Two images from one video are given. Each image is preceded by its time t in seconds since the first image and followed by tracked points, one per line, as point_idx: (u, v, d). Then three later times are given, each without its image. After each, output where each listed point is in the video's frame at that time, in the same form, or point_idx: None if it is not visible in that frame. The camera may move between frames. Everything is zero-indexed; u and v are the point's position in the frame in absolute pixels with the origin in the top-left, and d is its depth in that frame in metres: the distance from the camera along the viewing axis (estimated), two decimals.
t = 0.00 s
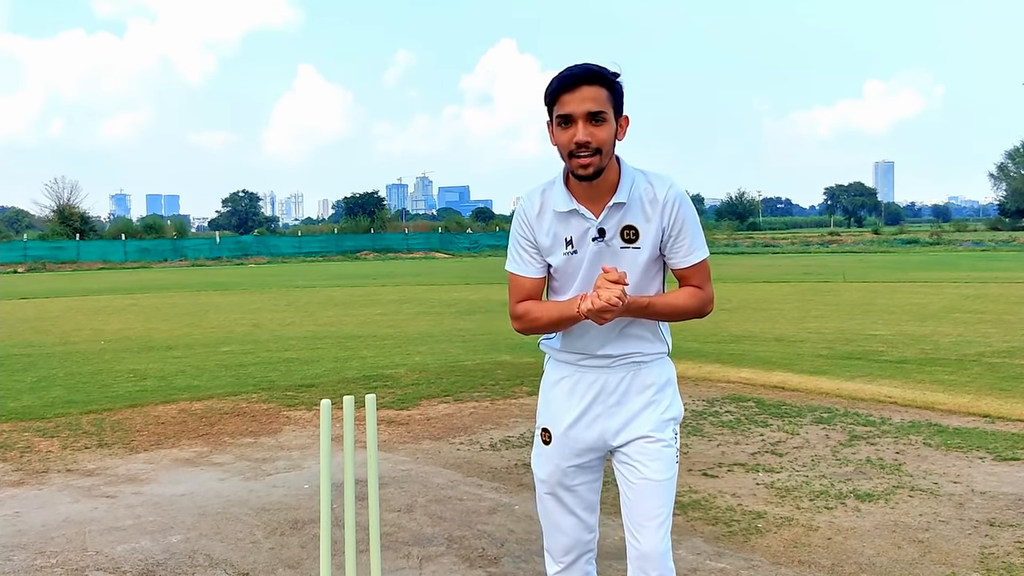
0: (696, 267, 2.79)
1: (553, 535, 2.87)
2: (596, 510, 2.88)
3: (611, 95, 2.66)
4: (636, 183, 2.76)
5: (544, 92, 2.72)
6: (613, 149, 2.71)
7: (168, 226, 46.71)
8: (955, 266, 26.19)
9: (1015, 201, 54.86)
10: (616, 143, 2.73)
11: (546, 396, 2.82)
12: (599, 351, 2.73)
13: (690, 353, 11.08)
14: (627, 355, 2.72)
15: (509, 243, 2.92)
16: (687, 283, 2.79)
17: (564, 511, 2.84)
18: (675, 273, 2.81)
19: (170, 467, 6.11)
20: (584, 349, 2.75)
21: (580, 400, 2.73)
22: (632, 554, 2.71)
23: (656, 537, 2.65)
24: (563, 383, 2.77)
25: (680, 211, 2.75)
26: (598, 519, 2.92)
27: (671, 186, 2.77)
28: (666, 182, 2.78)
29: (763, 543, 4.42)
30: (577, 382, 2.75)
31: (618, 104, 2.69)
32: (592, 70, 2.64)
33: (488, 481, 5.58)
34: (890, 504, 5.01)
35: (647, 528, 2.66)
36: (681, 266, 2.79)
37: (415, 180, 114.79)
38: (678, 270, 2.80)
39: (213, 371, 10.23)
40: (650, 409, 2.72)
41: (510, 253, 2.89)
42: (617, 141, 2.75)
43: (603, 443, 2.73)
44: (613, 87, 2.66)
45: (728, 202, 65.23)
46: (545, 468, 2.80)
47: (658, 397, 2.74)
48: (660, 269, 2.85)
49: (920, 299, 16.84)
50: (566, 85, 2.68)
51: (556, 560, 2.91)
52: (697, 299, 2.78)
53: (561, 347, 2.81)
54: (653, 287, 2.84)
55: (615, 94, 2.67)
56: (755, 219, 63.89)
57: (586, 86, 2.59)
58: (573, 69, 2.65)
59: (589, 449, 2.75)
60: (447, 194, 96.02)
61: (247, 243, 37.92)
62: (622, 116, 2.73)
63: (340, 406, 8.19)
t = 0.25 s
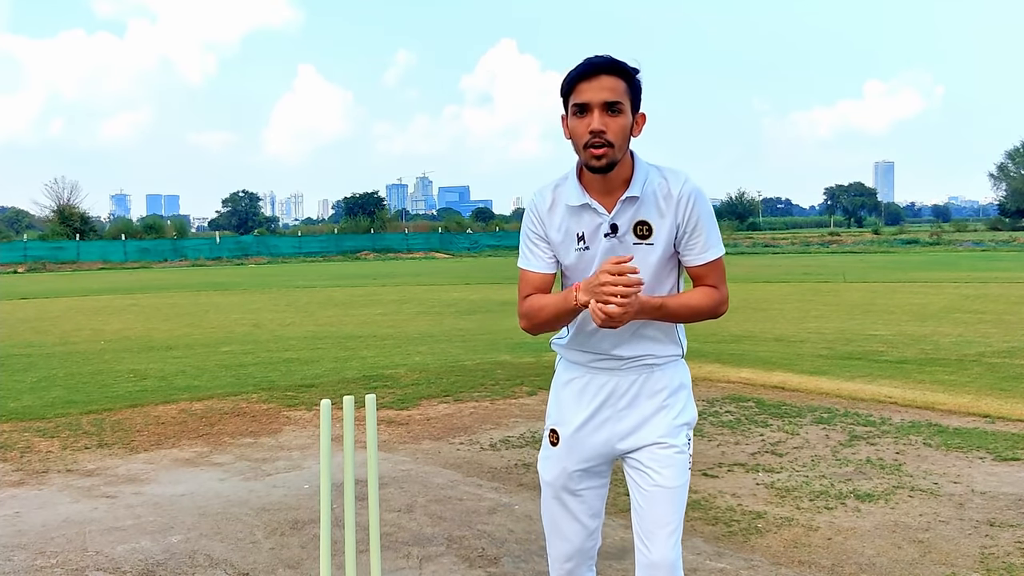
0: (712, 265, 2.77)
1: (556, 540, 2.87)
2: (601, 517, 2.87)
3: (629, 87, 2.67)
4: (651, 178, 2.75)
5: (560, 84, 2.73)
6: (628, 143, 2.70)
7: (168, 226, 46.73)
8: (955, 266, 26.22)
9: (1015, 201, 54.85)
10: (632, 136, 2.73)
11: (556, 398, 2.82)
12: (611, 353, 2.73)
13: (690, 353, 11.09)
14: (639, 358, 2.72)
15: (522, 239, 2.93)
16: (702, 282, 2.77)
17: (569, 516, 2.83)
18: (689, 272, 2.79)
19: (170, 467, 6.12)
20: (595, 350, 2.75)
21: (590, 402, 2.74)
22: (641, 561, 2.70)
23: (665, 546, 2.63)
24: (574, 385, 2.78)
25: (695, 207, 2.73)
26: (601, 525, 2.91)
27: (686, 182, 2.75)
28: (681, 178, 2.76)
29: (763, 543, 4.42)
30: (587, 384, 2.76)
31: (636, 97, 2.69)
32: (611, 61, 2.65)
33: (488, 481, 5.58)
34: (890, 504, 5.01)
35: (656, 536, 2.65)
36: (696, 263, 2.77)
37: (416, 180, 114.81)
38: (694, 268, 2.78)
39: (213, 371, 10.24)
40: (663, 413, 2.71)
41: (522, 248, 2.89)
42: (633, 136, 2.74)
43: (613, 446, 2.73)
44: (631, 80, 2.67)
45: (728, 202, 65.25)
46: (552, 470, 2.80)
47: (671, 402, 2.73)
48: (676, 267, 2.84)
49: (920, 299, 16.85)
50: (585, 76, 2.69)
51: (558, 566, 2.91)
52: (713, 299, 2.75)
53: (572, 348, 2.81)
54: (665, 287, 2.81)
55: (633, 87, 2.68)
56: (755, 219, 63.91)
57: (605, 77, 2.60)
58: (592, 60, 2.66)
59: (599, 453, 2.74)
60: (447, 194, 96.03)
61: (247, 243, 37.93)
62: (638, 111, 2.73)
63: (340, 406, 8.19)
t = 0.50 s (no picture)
0: (722, 256, 2.73)
1: (553, 540, 2.86)
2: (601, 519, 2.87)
3: (639, 73, 2.66)
4: (659, 168, 2.76)
5: (572, 70, 2.74)
6: (637, 129, 2.70)
7: (168, 226, 46.74)
8: (956, 266, 26.22)
9: (1015, 201, 54.83)
10: (641, 125, 2.73)
11: (561, 396, 2.83)
12: (618, 352, 2.75)
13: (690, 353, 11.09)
14: (646, 357, 2.73)
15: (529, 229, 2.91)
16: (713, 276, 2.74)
17: (568, 518, 2.83)
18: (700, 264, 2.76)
19: (170, 467, 6.11)
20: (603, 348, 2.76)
21: (595, 401, 2.74)
22: (643, 564, 2.71)
23: (668, 549, 2.65)
24: (579, 383, 2.79)
25: (705, 197, 2.73)
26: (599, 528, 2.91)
27: (696, 171, 2.76)
28: (691, 168, 2.77)
29: (763, 543, 4.42)
30: (593, 383, 2.76)
31: (645, 84, 2.68)
32: (622, 47, 2.65)
33: (488, 481, 5.58)
34: (890, 504, 5.01)
35: (660, 538, 2.66)
36: (706, 255, 2.74)
37: (416, 181, 114.82)
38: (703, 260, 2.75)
39: (213, 371, 10.24)
40: (669, 415, 2.71)
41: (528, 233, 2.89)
42: (641, 124, 2.74)
43: (617, 446, 2.73)
44: (642, 67, 2.66)
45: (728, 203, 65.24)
46: (554, 470, 2.80)
47: (678, 403, 2.73)
48: (683, 260, 2.80)
49: (920, 299, 16.85)
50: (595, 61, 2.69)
51: (554, 568, 2.90)
52: (722, 293, 2.71)
53: (579, 345, 2.82)
54: (673, 279, 2.78)
55: (643, 74, 2.67)
56: (755, 219, 63.90)
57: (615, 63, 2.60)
58: (603, 46, 2.66)
59: (602, 452, 2.74)
60: (447, 194, 96.01)
61: (247, 243, 37.92)
62: (648, 100, 2.73)
63: (340, 406, 8.20)
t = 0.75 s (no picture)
0: (713, 250, 2.77)
1: (550, 543, 2.86)
2: (596, 521, 2.86)
3: (634, 66, 2.67)
4: (655, 161, 2.78)
5: (568, 64, 2.75)
6: (633, 120, 2.71)
7: (168, 227, 46.75)
8: (955, 266, 26.23)
9: (1015, 201, 54.81)
10: (637, 116, 2.74)
11: (552, 399, 2.82)
12: (608, 351, 2.74)
13: (690, 353, 11.09)
14: (637, 355, 2.72)
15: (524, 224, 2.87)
16: (706, 269, 2.78)
17: (563, 521, 2.81)
18: (693, 258, 2.80)
19: (170, 467, 6.12)
20: (592, 347, 2.75)
21: (586, 402, 2.74)
22: (636, 564, 2.70)
23: (660, 550, 2.63)
24: (571, 385, 2.77)
25: (699, 191, 2.77)
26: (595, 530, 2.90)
27: (690, 165, 2.79)
28: (685, 162, 2.79)
29: (763, 543, 4.42)
30: (584, 384, 2.76)
31: (640, 77, 2.69)
32: (616, 41, 2.66)
33: (488, 481, 5.58)
34: (890, 504, 5.01)
35: (651, 538, 2.65)
36: (699, 248, 2.77)
37: (415, 181, 114.82)
38: (696, 254, 2.79)
39: (213, 371, 10.24)
40: (660, 413, 2.71)
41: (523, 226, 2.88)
42: (637, 116, 2.74)
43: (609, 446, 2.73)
44: (637, 60, 2.67)
45: (728, 203, 65.24)
46: (548, 473, 2.79)
47: (668, 401, 2.72)
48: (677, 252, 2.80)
49: (920, 299, 16.85)
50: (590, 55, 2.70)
51: (552, 568, 2.90)
52: (714, 286, 2.73)
53: (570, 346, 2.81)
54: (668, 269, 2.76)
55: (639, 66, 2.68)
56: (755, 219, 63.89)
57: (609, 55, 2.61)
58: (598, 40, 2.68)
59: (595, 454, 2.74)
60: (447, 194, 96.00)
61: (247, 243, 37.92)
62: (644, 93, 2.74)
63: (340, 406, 8.20)
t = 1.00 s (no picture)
0: (692, 250, 2.86)
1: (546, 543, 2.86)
2: (589, 517, 2.87)
3: (619, 67, 2.70)
4: (640, 160, 2.82)
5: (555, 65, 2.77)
6: (619, 118, 2.74)
7: (168, 227, 46.75)
8: (956, 266, 26.22)
9: (1015, 201, 54.80)
10: (623, 115, 2.77)
11: (539, 401, 2.79)
12: (593, 349, 2.73)
13: (690, 353, 11.08)
14: (621, 353, 2.72)
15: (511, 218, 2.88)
16: (684, 267, 2.85)
17: (558, 521, 2.81)
18: (673, 256, 2.86)
19: (170, 467, 6.11)
20: (578, 347, 2.73)
21: (574, 403, 2.72)
22: (627, 559, 2.73)
23: (651, 544, 2.67)
24: (557, 387, 2.75)
25: (681, 191, 2.84)
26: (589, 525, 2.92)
27: (672, 167, 2.85)
28: (667, 165, 2.85)
29: (763, 543, 4.42)
30: (570, 385, 2.74)
31: (626, 77, 2.72)
32: (602, 42, 2.69)
33: (488, 481, 5.58)
34: (890, 504, 5.01)
35: (640, 534, 2.68)
36: (679, 247, 2.85)
37: (416, 181, 114.80)
38: (676, 253, 2.86)
39: (213, 371, 10.23)
40: (644, 409, 2.72)
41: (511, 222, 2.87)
42: (622, 115, 2.77)
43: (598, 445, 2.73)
44: (622, 61, 2.70)
45: (728, 203, 65.21)
46: (540, 476, 2.78)
47: (652, 396, 2.74)
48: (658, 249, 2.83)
49: (921, 299, 16.84)
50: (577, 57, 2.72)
51: (552, 566, 2.90)
52: (693, 283, 2.80)
53: (553, 346, 2.78)
54: (650, 264, 2.77)
55: (623, 67, 2.71)
56: (755, 219, 63.87)
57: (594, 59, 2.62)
58: (584, 42, 2.70)
59: (584, 454, 2.73)
60: (447, 194, 95.98)
61: (247, 243, 37.91)
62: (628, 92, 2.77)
63: (340, 406, 8.20)
